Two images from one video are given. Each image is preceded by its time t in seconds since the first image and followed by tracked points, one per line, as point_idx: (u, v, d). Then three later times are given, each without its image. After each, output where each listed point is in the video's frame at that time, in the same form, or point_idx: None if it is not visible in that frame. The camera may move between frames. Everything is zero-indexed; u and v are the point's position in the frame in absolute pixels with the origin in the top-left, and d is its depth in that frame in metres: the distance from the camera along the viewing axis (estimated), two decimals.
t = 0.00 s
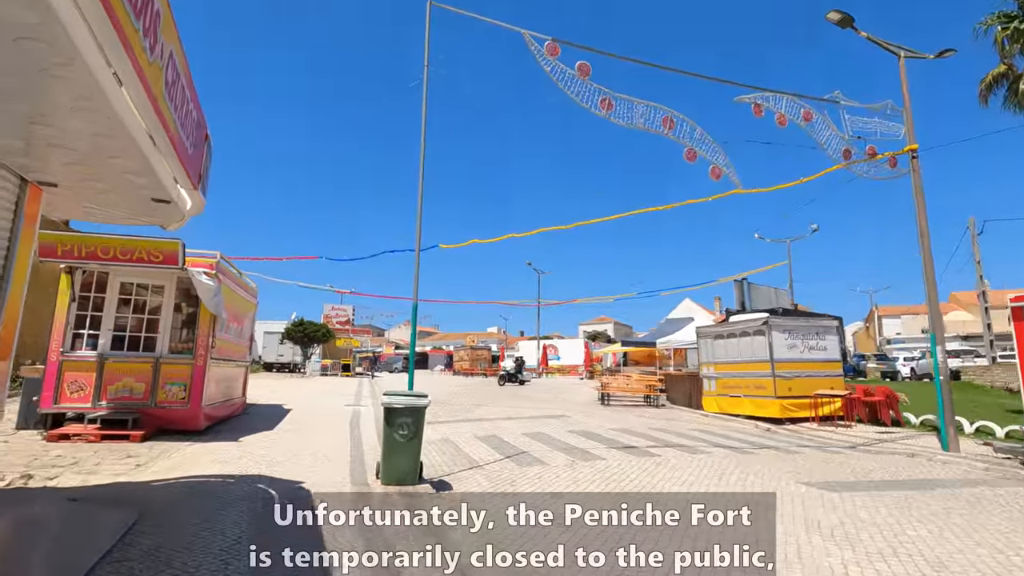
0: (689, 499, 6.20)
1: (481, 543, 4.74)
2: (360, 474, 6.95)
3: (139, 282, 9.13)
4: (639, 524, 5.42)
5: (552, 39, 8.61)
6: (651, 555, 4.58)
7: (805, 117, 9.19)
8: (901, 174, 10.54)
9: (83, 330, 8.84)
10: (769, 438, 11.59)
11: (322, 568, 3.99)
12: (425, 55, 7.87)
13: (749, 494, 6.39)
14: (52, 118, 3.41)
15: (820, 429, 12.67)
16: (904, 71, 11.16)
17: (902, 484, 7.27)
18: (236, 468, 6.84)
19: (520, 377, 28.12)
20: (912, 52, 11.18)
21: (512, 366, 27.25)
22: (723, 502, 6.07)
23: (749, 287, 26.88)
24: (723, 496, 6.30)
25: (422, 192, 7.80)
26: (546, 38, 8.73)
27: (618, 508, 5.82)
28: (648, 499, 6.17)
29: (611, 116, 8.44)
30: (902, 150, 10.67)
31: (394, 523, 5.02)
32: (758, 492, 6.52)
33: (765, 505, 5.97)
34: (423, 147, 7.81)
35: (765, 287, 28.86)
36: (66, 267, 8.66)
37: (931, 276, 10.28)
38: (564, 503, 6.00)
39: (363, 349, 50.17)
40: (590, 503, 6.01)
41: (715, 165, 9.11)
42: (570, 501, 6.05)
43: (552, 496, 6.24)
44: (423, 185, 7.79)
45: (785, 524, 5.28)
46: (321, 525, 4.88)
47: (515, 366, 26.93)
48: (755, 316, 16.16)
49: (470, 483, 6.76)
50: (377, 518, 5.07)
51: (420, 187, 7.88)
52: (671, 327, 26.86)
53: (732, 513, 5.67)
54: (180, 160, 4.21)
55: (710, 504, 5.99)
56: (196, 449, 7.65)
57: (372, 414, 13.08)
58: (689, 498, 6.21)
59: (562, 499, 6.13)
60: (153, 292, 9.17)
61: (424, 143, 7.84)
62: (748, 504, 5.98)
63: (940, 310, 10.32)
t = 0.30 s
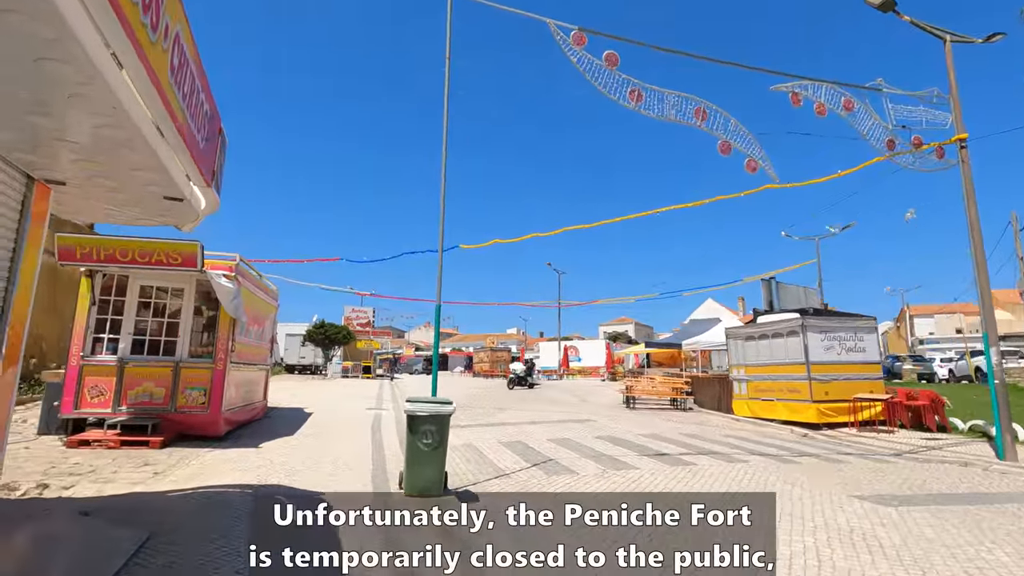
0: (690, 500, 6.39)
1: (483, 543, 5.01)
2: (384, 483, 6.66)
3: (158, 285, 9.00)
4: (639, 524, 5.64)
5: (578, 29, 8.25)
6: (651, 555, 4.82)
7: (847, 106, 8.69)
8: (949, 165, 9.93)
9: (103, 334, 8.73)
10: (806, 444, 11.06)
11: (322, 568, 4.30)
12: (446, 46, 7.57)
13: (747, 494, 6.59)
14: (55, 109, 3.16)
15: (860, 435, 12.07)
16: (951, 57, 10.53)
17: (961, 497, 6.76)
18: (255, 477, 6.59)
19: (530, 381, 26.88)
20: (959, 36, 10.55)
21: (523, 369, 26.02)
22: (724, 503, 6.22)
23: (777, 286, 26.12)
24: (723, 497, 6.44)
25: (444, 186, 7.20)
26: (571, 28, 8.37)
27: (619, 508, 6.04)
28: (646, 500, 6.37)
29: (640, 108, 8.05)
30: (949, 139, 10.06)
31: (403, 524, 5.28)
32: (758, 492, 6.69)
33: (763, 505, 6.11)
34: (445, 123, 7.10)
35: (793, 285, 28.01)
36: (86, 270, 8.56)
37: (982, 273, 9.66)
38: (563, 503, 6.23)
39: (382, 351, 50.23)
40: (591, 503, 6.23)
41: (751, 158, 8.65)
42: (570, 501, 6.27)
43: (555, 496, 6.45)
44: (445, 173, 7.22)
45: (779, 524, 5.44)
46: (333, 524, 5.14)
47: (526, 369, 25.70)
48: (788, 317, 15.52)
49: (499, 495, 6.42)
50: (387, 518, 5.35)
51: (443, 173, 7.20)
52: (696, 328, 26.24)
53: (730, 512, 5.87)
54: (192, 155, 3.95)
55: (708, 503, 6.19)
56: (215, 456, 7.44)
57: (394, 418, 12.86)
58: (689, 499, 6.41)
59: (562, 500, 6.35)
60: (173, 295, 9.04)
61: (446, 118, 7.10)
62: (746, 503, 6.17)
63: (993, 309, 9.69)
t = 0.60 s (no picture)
0: (691, 500, 6.15)
1: (481, 542, 4.80)
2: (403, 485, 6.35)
3: (173, 283, 8.83)
4: (639, 524, 5.41)
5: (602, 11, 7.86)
6: (651, 555, 4.63)
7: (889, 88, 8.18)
8: (997, 151, 9.34)
9: (118, 333, 8.58)
10: (842, 447, 10.54)
11: (322, 568, 4.15)
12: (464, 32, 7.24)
13: (748, 494, 6.33)
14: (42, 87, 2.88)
15: (898, 436, 11.49)
16: (997, 36, 9.93)
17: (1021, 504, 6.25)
18: (269, 479, 6.33)
19: (537, 381, 25.72)
20: (1005, 13, 9.95)
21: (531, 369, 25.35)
22: (724, 502, 5.98)
23: (802, 283, 25.39)
24: (724, 497, 6.20)
25: (462, 177, 6.95)
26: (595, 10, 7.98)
27: (618, 508, 5.80)
28: (646, 500, 6.12)
29: (668, 92, 7.65)
30: (997, 123, 9.46)
31: (404, 524, 5.07)
32: (758, 492, 6.47)
33: (765, 505, 5.87)
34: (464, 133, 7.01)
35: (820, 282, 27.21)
36: (99, 267, 8.41)
37: None
38: (562, 504, 5.99)
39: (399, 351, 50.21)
40: (591, 503, 5.99)
41: (787, 144, 8.20)
42: (568, 502, 6.03)
43: (555, 496, 6.23)
44: (464, 164, 6.92)
45: (786, 523, 5.24)
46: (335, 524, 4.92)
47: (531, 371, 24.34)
48: (818, 313, 14.93)
49: (523, 499, 6.08)
50: (386, 517, 5.16)
51: (461, 164, 6.92)
52: (719, 326, 25.58)
53: (731, 512, 5.62)
54: (197, 138, 3.68)
55: (708, 503, 5.94)
56: (229, 458, 7.20)
57: (413, 418, 12.59)
58: (690, 498, 6.17)
59: (562, 500, 6.13)
60: (187, 292, 8.85)
61: (464, 125, 6.93)
62: (746, 503, 5.93)
63: None
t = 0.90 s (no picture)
0: (689, 500, 6.14)
1: (481, 542, 4.73)
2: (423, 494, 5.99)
3: (186, 283, 8.62)
4: (639, 524, 5.35)
5: None
6: (651, 554, 4.58)
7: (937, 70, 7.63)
8: None
9: (130, 335, 8.38)
10: (882, 453, 9.96)
11: (322, 569, 4.11)
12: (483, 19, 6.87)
13: (749, 494, 6.40)
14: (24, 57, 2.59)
15: (942, 442, 10.86)
16: None
17: None
18: (283, 488, 6.01)
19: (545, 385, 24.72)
20: None
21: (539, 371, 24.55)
22: (724, 503, 5.97)
23: (830, 281, 24.57)
24: (722, 497, 6.20)
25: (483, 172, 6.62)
26: None
27: (618, 508, 5.73)
28: (646, 500, 6.09)
29: (699, 78, 7.20)
30: None
31: (404, 524, 5.05)
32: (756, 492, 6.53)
33: (763, 505, 5.89)
34: (486, 128, 6.71)
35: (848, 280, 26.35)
36: (111, 268, 8.22)
37: None
38: (562, 504, 5.90)
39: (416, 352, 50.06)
40: (590, 503, 5.92)
41: (827, 133, 7.69)
42: (568, 502, 5.97)
43: (553, 496, 6.17)
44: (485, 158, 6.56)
45: (785, 525, 5.23)
46: (334, 524, 4.90)
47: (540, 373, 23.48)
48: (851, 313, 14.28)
49: (550, 510, 5.70)
50: (387, 518, 5.14)
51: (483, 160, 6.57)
52: (743, 326, 24.86)
53: (730, 512, 5.60)
54: (200, 123, 3.41)
55: (708, 503, 5.92)
56: (242, 465, 6.93)
57: (431, 421, 12.26)
58: (689, 498, 6.15)
59: (562, 500, 6.06)
60: (201, 293, 8.63)
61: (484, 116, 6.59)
62: (746, 503, 5.95)
63: None
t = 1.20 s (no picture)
0: (689, 499, 5.80)
1: (481, 542, 4.47)
2: (445, 499, 5.64)
3: (201, 281, 8.41)
4: (640, 525, 5.03)
5: None
6: (651, 554, 4.29)
7: (994, 44, 7.07)
8: None
9: (146, 334, 8.20)
10: (930, 457, 9.35)
11: (322, 569, 3.87)
12: None
13: (746, 493, 6.16)
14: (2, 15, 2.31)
15: (994, 445, 10.19)
16: None
17: None
18: (298, 492, 5.71)
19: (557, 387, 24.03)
20: None
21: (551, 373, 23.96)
22: (723, 502, 5.68)
23: (861, 278, 23.70)
24: (721, 497, 5.90)
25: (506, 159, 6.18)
26: None
27: (617, 508, 5.38)
28: (647, 500, 5.74)
29: (735, 57, 6.74)
30: None
31: (403, 524, 4.80)
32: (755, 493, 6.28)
33: (763, 506, 5.64)
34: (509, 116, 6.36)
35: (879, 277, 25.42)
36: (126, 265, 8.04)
37: None
38: (560, 505, 5.54)
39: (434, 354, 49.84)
40: (590, 503, 5.58)
41: (873, 113, 7.18)
42: (566, 503, 5.62)
43: (549, 498, 5.81)
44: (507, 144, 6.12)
45: (785, 525, 5.02)
46: (334, 525, 4.67)
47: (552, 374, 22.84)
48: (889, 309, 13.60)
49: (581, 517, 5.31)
50: (387, 518, 4.89)
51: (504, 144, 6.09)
52: (770, 324, 24.08)
53: (730, 512, 5.34)
54: (203, 96, 3.12)
55: (708, 503, 5.61)
56: (257, 468, 6.67)
57: (451, 423, 11.93)
58: (690, 498, 5.81)
59: (561, 501, 5.72)
60: (216, 291, 8.42)
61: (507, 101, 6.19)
62: (746, 504, 5.68)
63: None
